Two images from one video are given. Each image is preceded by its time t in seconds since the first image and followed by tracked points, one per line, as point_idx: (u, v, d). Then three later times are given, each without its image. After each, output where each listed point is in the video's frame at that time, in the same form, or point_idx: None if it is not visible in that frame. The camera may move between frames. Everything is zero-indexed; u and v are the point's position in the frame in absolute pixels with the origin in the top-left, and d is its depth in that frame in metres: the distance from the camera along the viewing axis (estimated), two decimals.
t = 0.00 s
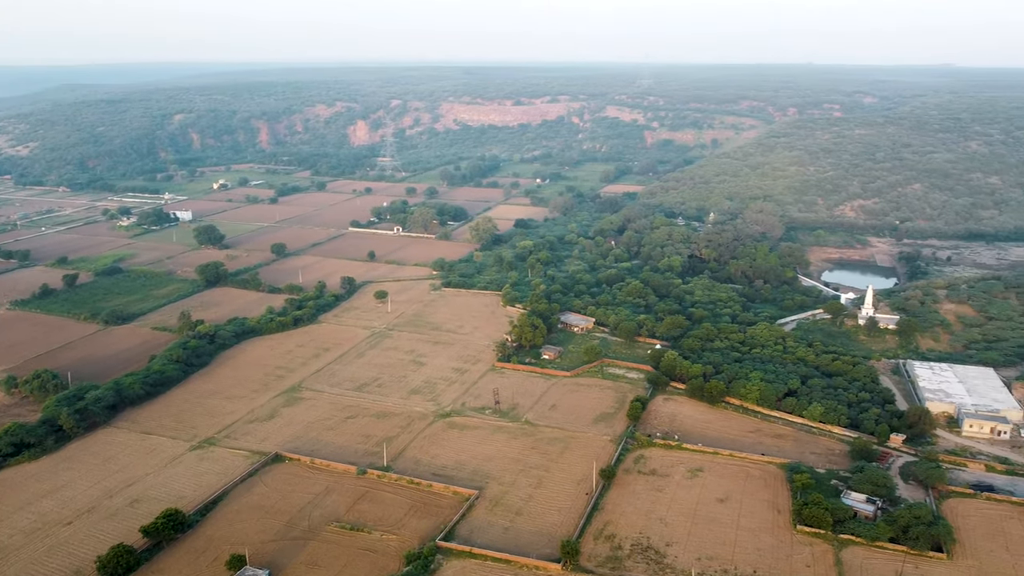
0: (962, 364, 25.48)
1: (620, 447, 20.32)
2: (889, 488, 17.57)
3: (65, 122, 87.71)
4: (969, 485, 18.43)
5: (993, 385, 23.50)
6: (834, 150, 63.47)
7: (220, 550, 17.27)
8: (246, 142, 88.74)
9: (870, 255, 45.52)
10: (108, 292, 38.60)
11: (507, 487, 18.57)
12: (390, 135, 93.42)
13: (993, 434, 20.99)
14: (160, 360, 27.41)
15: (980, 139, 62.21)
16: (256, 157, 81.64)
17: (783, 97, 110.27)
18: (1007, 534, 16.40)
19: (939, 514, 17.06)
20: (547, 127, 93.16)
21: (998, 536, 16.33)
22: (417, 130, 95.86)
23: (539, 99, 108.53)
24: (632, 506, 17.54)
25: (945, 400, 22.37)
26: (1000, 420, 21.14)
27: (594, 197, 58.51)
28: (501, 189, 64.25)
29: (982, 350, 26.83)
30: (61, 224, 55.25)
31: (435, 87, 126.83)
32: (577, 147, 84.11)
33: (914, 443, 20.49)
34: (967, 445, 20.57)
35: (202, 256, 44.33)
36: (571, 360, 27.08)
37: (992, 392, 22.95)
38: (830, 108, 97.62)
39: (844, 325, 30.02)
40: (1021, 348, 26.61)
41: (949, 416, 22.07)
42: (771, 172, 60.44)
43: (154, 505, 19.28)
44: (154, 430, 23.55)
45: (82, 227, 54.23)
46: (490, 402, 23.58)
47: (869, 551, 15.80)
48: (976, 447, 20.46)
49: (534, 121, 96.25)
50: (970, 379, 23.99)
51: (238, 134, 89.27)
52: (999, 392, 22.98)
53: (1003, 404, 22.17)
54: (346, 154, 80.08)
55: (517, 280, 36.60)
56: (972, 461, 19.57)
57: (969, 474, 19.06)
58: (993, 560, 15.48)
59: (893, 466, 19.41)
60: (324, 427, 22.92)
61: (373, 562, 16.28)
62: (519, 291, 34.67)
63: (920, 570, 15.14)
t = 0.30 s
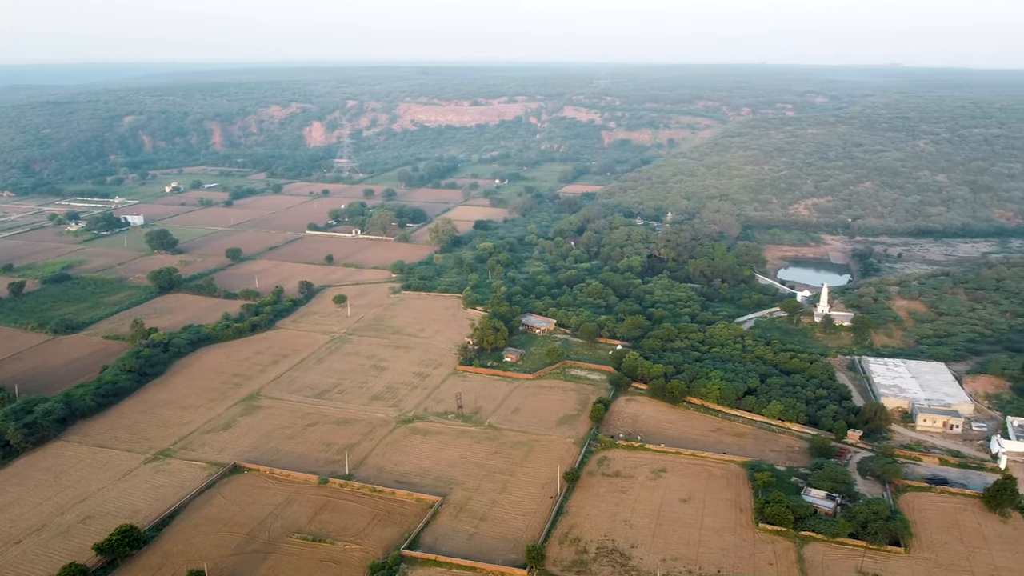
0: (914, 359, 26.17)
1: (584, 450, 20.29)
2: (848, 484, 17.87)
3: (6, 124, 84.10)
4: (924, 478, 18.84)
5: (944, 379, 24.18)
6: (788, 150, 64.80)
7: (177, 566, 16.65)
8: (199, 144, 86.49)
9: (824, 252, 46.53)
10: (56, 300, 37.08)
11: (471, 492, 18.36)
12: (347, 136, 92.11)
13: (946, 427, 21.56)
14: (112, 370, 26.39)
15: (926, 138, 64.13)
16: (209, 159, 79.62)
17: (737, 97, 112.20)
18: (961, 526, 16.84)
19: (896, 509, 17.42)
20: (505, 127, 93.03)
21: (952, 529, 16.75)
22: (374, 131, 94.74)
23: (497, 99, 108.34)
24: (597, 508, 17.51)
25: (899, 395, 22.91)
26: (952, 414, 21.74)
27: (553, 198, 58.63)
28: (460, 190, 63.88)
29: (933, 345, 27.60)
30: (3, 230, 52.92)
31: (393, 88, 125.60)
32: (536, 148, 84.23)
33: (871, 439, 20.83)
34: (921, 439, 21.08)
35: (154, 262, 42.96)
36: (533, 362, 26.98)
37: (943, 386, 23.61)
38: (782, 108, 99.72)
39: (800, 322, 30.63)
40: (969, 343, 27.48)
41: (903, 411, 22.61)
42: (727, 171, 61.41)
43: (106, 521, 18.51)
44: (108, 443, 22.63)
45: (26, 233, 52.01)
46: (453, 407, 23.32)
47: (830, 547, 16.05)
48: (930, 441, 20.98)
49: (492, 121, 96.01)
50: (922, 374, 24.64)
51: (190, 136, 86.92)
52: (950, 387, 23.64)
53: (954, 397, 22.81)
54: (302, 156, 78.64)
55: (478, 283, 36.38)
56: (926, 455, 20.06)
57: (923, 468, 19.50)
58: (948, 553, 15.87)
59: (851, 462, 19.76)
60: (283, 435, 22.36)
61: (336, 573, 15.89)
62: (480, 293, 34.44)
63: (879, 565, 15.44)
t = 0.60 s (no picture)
0: (868, 355, 26.79)
1: (547, 453, 20.20)
2: (807, 481, 18.14)
3: None
4: (881, 474, 19.25)
5: (898, 375, 24.76)
6: (742, 149, 65.90)
7: None
8: (149, 147, 83.95)
9: (780, 250, 47.37)
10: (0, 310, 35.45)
11: (435, 499, 18.09)
12: (302, 137, 90.51)
13: (900, 422, 22.10)
14: (61, 381, 25.28)
15: (876, 137, 65.86)
16: (160, 162, 77.37)
17: (692, 97, 113.74)
18: (916, 520, 17.25)
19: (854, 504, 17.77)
20: (463, 128, 92.59)
21: (908, 523, 17.14)
22: (330, 132, 93.31)
23: (454, 100, 107.76)
24: (561, 512, 17.44)
25: (855, 392, 23.40)
26: (906, 409, 22.29)
27: (512, 199, 58.55)
28: (418, 191, 63.33)
29: (886, 341, 28.30)
30: None
31: (349, 89, 124.01)
32: (494, 148, 84.08)
33: (829, 436, 21.20)
34: (877, 435, 21.56)
35: (104, 268, 41.45)
36: (495, 365, 26.82)
37: (897, 382, 24.20)
38: (736, 108, 101.43)
39: (758, 320, 31.12)
40: (920, 339, 28.28)
41: (859, 407, 23.10)
42: (683, 171, 62.14)
43: (56, 539, 17.68)
44: (57, 458, 21.64)
45: None
46: (415, 412, 22.97)
47: (791, 545, 16.25)
48: (885, 436, 21.47)
49: (449, 122, 95.45)
50: (877, 370, 25.23)
51: (139, 138, 84.31)
52: (904, 382, 24.23)
53: (908, 392, 23.40)
54: (257, 158, 77.00)
55: (438, 285, 36.05)
56: (882, 450, 20.50)
57: (880, 463, 19.94)
58: (904, 547, 16.24)
59: (810, 459, 20.08)
60: (241, 445, 21.74)
61: None
62: (440, 296, 34.13)
63: (839, 561, 15.71)
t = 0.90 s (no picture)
0: (825, 353, 27.35)
1: (511, 457, 20.07)
2: (769, 479, 18.37)
3: None
4: (838, 470, 19.62)
5: (853, 371, 25.32)
6: (698, 149, 66.81)
7: None
8: (97, 149, 81.20)
9: (736, 249, 48.12)
10: None
11: (398, 507, 17.80)
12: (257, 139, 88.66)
13: (857, 418, 22.57)
14: (5, 394, 24.10)
15: (827, 136, 67.44)
16: (108, 165, 74.87)
17: (648, 97, 114.87)
18: (875, 515, 17.60)
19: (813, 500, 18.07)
20: (420, 129, 91.86)
21: (867, 518, 17.48)
22: (285, 133, 91.61)
23: (411, 100, 106.90)
24: (526, 516, 17.33)
25: (813, 389, 23.86)
26: (862, 405, 22.77)
27: (471, 200, 58.30)
28: (376, 193, 62.56)
29: (841, 338, 28.95)
30: None
31: (303, 89, 121.80)
32: (451, 149, 83.72)
33: (788, 433, 21.50)
34: (835, 431, 21.96)
35: (51, 275, 39.80)
36: (457, 369, 26.59)
37: (853, 378, 24.74)
38: (691, 107, 102.78)
39: (716, 319, 31.53)
40: (874, 335, 29.01)
41: (817, 404, 23.54)
42: (640, 171, 62.67)
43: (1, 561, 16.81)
44: (2, 474, 20.60)
45: None
46: (376, 419, 22.61)
47: (754, 543, 16.42)
48: (843, 432, 21.89)
49: (406, 123, 94.52)
50: (833, 366, 25.75)
51: (86, 141, 81.43)
52: (859, 378, 24.78)
53: (863, 389, 23.96)
54: (210, 160, 75.07)
55: (397, 289, 35.62)
56: (840, 446, 20.89)
57: (838, 459, 20.30)
58: (862, 541, 16.58)
59: (770, 456, 20.35)
60: (198, 457, 21.07)
61: None
62: (400, 299, 33.71)
63: (801, 557, 15.93)
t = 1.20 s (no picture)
0: (782, 350, 27.80)
1: (474, 462, 19.89)
2: (730, 479, 18.56)
3: None
4: (797, 467, 19.93)
5: (809, 369, 25.79)
6: (654, 149, 67.52)
7: None
8: (42, 152, 78.16)
9: (694, 248, 48.72)
10: None
11: (361, 516, 17.49)
12: (209, 140, 86.44)
13: (814, 415, 22.98)
14: None
15: (780, 135, 68.83)
16: (53, 169, 72.11)
17: (605, 97, 115.80)
18: (834, 511, 17.92)
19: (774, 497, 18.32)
20: (377, 129, 90.87)
21: (826, 515, 17.78)
22: (238, 135, 89.56)
23: (367, 101, 105.71)
24: (491, 522, 17.20)
25: (771, 387, 24.26)
26: (819, 402, 23.20)
27: (430, 201, 57.88)
28: (333, 195, 61.64)
29: (797, 336, 29.50)
30: None
31: (256, 90, 119.28)
32: (409, 150, 83.16)
33: (747, 432, 21.78)
34: (794, 428, 22.32)
35: None
36: (418, 374, 26.29)
37: (810, 375, 25.21)
38: (646, 108, 103.91)
39: (676, 319, 31.85)
40: (829, 332, 29.65)
41: (775, 402, 23.94)
42: (598, 171, 63.00)
43: None
44: None
45: None
46: (337, 426, 22.19)
47: (717, 542, 16.57)
48: (801, 429, 22.25)
49: (362, 124, 93.45)
50: (790, 364, 26.20)
51: (29, 143, 78.23)
52: (816, 375, 25.25)
53: (820, 386, 24.43)
54: (160, 163, 72.92)
55: (356, 293, 35.13)
56: (798, 443, 21.23)
57: (797, 456, 20.61)
58: (821, 537, 16.87)
59: (730, 455, 20.57)
60: (153, 470, 20.35)
61: None
62: (359, 304, 33.21)
63: (763, 555, 16.14)
